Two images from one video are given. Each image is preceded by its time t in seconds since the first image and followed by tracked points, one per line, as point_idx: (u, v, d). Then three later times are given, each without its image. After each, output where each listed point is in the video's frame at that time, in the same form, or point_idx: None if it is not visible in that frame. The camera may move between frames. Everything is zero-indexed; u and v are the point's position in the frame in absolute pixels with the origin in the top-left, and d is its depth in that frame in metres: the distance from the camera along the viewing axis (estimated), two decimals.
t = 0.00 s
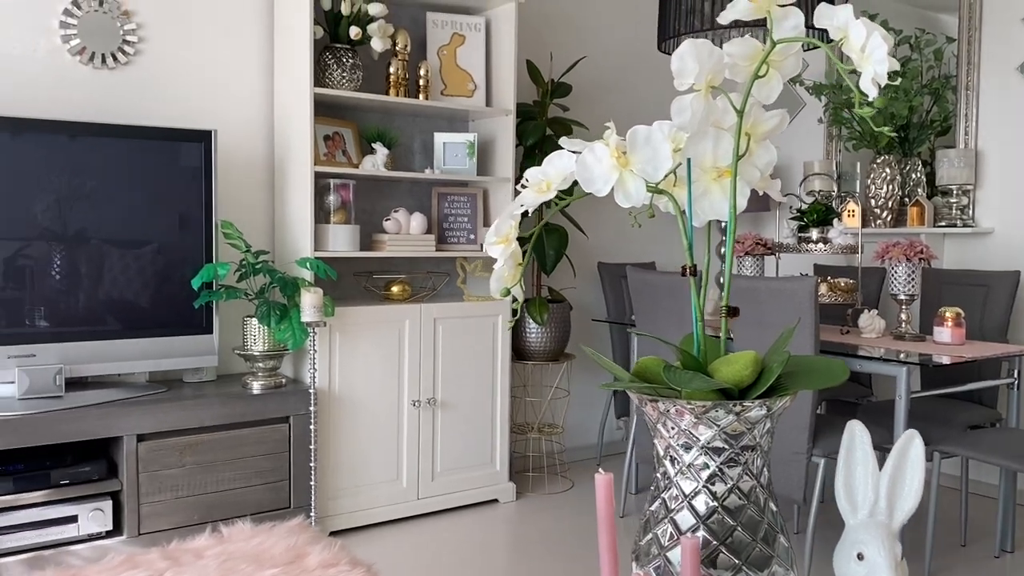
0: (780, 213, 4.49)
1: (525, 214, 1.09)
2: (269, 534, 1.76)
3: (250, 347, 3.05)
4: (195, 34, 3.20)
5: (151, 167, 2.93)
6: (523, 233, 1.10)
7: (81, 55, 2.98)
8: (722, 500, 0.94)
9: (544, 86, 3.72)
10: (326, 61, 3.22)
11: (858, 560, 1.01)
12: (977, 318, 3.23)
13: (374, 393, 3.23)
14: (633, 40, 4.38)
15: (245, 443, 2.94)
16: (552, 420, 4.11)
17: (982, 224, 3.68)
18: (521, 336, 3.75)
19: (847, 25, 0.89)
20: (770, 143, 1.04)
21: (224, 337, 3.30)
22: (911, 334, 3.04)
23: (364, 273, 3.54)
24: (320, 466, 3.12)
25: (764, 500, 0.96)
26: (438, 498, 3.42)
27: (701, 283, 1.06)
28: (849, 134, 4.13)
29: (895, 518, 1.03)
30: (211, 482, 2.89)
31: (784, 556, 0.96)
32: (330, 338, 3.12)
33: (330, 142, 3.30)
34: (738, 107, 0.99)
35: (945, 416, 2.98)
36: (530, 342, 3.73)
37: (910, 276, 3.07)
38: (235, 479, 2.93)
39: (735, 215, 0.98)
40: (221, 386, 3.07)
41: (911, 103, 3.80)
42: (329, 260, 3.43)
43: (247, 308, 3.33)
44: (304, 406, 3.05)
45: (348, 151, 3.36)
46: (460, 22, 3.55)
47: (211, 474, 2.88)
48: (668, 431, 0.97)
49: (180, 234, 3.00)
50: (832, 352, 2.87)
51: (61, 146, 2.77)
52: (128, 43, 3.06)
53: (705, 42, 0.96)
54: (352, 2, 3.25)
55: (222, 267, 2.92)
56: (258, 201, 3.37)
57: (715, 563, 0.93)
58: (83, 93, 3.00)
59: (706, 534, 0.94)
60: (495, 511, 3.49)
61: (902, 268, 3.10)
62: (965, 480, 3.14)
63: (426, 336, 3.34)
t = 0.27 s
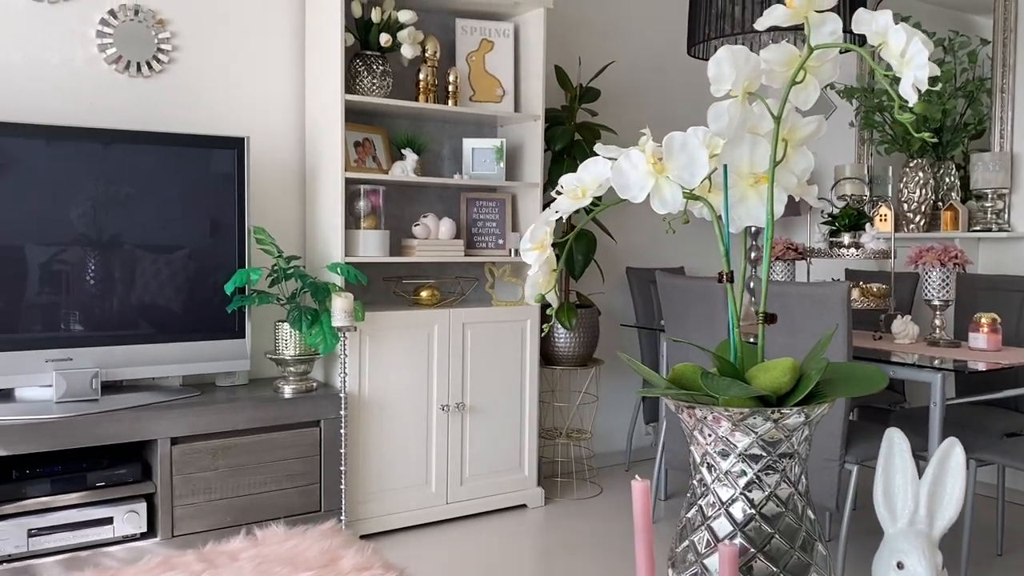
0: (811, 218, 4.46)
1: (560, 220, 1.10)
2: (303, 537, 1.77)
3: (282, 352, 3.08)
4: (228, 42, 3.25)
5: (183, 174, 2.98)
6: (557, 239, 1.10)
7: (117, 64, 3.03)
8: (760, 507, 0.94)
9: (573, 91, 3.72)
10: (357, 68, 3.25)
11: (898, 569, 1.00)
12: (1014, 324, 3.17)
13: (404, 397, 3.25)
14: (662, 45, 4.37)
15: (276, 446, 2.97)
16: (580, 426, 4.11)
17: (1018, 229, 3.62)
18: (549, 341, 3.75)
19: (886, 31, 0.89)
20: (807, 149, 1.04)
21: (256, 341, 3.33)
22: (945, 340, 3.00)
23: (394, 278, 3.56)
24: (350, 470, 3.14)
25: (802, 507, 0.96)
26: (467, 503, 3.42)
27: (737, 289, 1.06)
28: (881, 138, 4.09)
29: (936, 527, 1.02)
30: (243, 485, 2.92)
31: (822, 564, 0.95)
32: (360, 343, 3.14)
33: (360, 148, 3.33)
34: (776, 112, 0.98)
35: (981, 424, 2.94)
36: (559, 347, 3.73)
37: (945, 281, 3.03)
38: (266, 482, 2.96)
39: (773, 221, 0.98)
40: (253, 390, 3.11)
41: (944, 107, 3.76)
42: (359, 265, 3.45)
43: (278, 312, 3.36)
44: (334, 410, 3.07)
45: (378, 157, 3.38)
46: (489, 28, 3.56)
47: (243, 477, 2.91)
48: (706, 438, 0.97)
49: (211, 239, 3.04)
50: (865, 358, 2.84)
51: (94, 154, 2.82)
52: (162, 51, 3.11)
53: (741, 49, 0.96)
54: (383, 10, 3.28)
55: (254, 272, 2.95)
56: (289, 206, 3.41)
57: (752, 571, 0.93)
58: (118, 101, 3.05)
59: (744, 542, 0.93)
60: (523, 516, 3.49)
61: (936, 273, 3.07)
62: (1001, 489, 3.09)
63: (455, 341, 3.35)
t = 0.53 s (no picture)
0: (842, 223, 4.42)
1: (595, 226, 1.10)
2: (336, 540, 1.79)
3: (313, 355, 3.11)
4: (261, 49, 3.29)
5: (216, 180, 3.02)
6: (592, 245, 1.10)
7: (153, 71, 3.08)
8: (798, 514, 0.94)
9: (602, 95, 3.73)
10: (387, 74, 3.28)
11: None
12: None
13: (433, 401, 3.26)
14: (691, 48, 4.36)
15: (307, 449, 3.00)
16: (609, 431, 4.10)
17: None
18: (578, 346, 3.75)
19: (926, 35, 0.88)
20: (845, 155, 1.03)
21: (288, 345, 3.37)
22: (981, 345, 2.96)
23: (423, 282, 3.59)
24: (380, 473, 3.17)
25: (840, 515, 0.95)
26: (495, 507, 3.43)
27: (773, 296, 1.06)
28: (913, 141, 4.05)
29: (976, 537, 1.01)
30: (275, 487, 2.95)
31: (862, 572, 0.94)
32: (390, 347, 3.16)
33: (390, 153, 3.35)
34: (814, 118, 0.98)
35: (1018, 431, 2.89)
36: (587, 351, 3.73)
37: (980, 286, 2.99)
38: (298, 485, 2.99)
39: (810, 226, 0.98)
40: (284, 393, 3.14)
41: (979, 109, 3.71)
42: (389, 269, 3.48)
43: (310, 316, 3.40)
44: (365, 413, 3.10)
45: (408, 162, 3.41)
46: (518, 33, 3.58)
47: (275, 479, 2.94)
48: (743, 445, 0.97)
49: (242, 244, 3.08)
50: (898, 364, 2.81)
51: (129, 159, 2.87)
52: (197, 58, 3.16)
53: (778, 54, 0.96)
54: (413, 16, 3.30)
55: (287, 277, 2.99)
56: (320, 212, 3.45)
57: None
58: (154, 108, 3.10)
59: (782, 548, 0.93)
60: (552, 520, 3.49)
61: (971, 277, 3.02)
62: None
63: (484, 345, 3.37)
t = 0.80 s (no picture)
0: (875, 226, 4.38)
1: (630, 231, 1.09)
2: (369, 543, 1.80)
3: (343, 359, 3.13)
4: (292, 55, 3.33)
5: (248, 185, 3.06)
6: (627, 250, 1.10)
7: (187, 78, 3.13)
8: (837, 520, 0.93)
9: (631, 99, 3.72)
10: (417, 79, 3.30)
11: None
12: None
13: (462, 405, 3.27)
14: (720, 52, 4.34)
15: (337, 452, 3.02)
16: (637, 436, 4.09)
17: None
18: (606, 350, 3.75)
19: (968, 39, 0.87)
20: (883, 160, 1.03)
21: (319, 348, 3.40)
22: (1017, 351, 2.91)
23: (452, 286, 3.60)
24: (410, 476, 3.18)
25: (880, 522, 0.94)
26: (524, 512, 3.43)
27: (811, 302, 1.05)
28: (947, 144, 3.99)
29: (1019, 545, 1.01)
30: (306, 489, 2.97)
31: None
32: (419, 351, 3.18)
33: (419, 158, 3.37)
34: (852, 123, 0.98)
35: None
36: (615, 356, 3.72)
37: (1017, 291, 2.94)
38: (328, 487, 3.01)
39: (849, 232, 0.97)
40: (315, 397, 3.16)
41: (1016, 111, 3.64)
42: (418, 273, 3.50)
43: (341, 320, 3.43)
44: (394, 417, 3.12)
45: (437, 167, 3.42)
46: (547, 38, 3.58)
47: (306, 482, 2.97)
48: (781, 451, 0.97)
49: (271, 248, 3.11)
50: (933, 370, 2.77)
51: (161, 165, 2.91)
52: (230, 65, 3.20)
53: (817, 59, 0.95)
54: (443, 22, 3.32)
55: (318, 281, 3.02)
56: (350, 216, 3.47)
57: None
58: (187, 114, 3.14)
59: (820, 555, 0.92)
60: (580, 526, 3.49)
61: (1008, 282, 2.97)
62: None
63: (512, 349, 3.37)
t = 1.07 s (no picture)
0: (907, 230, 4.33)
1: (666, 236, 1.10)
2: (402, 545, 1.81)
3: (374, 362, 3.16)
4: (323, 61, 3.36)
5: (279, 190, 3.09)
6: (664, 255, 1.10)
7: (220, 84, 3.17)
8: (877, 527, 0.92)
9: (660, 103, 3.72)
10: (446, 84, 3.32)
11: None
12: None
13: (490, 409, 3.28)
14: (749, 55, 4.32)
15: (368, 454, 3.04)
16: (666, 440, 4.07)
17: None
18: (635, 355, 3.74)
19: (1011, 42, 0.86)
20: (924, 164, 1.02)
21: (350, 352, 3.43)
22: None
23: (481, 290, 3.62)
24: (439, 479, 3.19)
25: (921, 529, 0.93)
26: (552, 516, 3.43)
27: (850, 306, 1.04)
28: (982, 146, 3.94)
29: None
30: (337, 491, 3.00)
31: None
32: (448, 354, 3.19)
33: (449, 163, 3.39)
34: (892, 127, 0.97)
35: None
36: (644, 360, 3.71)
37: None
38: (358, 490, 3.03)
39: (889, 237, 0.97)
40: (345, 399, 3.19)
41: None
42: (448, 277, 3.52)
43: (371, 324, 3.45)
44: (424, 420, 3.13)
45: (467, 172, 3.44)
46: (576, 42, 3.59)
47: (337, 484, 3.00)
48: (819, 457, 0.97)
49: (301, 252, 3.15)
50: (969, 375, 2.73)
51: (193, 170, 2.95)
52: (263, 71, 3.24)
53: (856, 63, 0.95)
54: (472, 27, 3.34)
55: (349, 285, 3.04)
56: (380, 221, 3.50)
57: None
58: (220, 120, 3.19)
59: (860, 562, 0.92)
60: (609, 530, 3.48)
61: None
62: None
63: (541, 353, 3.38)
